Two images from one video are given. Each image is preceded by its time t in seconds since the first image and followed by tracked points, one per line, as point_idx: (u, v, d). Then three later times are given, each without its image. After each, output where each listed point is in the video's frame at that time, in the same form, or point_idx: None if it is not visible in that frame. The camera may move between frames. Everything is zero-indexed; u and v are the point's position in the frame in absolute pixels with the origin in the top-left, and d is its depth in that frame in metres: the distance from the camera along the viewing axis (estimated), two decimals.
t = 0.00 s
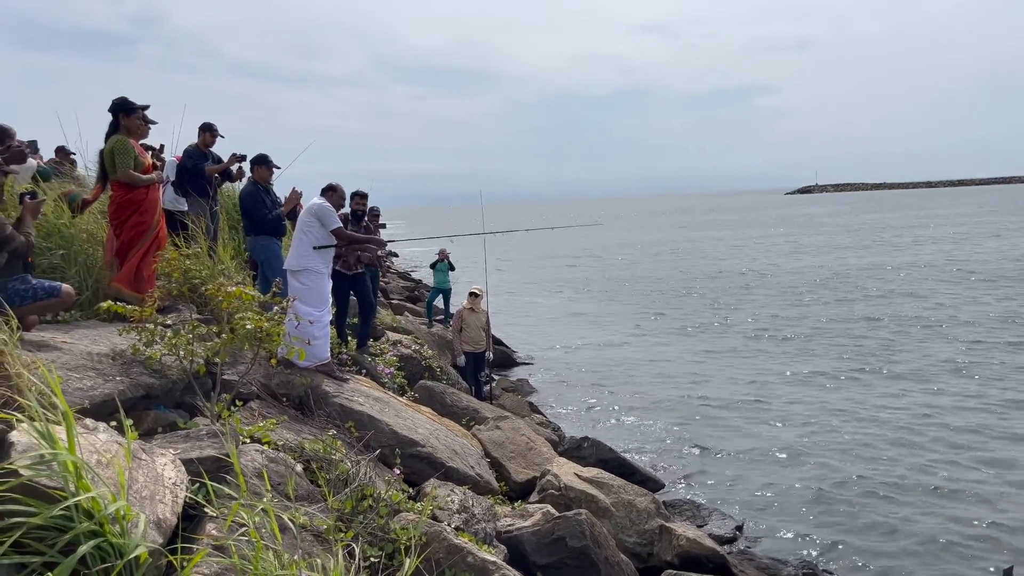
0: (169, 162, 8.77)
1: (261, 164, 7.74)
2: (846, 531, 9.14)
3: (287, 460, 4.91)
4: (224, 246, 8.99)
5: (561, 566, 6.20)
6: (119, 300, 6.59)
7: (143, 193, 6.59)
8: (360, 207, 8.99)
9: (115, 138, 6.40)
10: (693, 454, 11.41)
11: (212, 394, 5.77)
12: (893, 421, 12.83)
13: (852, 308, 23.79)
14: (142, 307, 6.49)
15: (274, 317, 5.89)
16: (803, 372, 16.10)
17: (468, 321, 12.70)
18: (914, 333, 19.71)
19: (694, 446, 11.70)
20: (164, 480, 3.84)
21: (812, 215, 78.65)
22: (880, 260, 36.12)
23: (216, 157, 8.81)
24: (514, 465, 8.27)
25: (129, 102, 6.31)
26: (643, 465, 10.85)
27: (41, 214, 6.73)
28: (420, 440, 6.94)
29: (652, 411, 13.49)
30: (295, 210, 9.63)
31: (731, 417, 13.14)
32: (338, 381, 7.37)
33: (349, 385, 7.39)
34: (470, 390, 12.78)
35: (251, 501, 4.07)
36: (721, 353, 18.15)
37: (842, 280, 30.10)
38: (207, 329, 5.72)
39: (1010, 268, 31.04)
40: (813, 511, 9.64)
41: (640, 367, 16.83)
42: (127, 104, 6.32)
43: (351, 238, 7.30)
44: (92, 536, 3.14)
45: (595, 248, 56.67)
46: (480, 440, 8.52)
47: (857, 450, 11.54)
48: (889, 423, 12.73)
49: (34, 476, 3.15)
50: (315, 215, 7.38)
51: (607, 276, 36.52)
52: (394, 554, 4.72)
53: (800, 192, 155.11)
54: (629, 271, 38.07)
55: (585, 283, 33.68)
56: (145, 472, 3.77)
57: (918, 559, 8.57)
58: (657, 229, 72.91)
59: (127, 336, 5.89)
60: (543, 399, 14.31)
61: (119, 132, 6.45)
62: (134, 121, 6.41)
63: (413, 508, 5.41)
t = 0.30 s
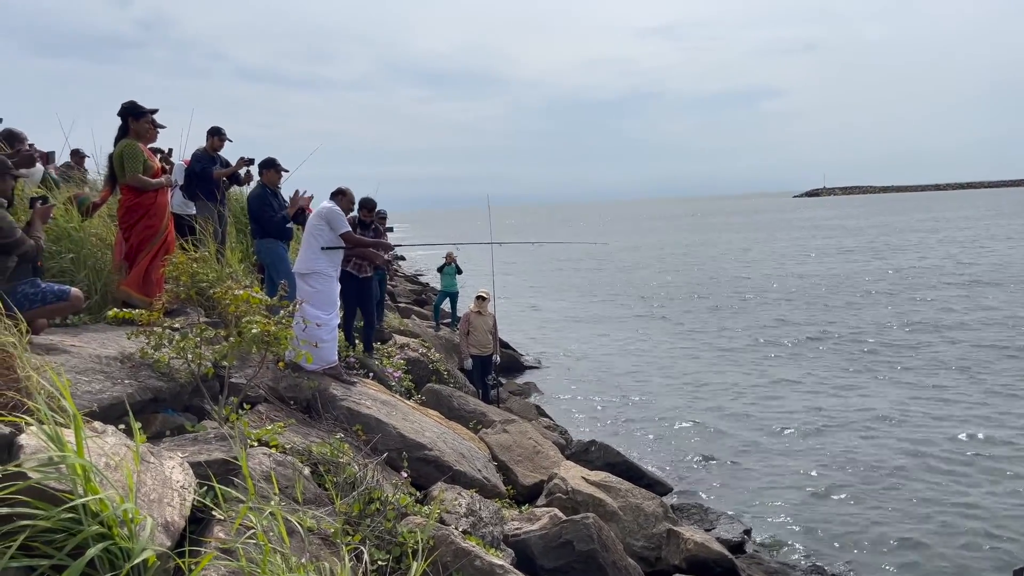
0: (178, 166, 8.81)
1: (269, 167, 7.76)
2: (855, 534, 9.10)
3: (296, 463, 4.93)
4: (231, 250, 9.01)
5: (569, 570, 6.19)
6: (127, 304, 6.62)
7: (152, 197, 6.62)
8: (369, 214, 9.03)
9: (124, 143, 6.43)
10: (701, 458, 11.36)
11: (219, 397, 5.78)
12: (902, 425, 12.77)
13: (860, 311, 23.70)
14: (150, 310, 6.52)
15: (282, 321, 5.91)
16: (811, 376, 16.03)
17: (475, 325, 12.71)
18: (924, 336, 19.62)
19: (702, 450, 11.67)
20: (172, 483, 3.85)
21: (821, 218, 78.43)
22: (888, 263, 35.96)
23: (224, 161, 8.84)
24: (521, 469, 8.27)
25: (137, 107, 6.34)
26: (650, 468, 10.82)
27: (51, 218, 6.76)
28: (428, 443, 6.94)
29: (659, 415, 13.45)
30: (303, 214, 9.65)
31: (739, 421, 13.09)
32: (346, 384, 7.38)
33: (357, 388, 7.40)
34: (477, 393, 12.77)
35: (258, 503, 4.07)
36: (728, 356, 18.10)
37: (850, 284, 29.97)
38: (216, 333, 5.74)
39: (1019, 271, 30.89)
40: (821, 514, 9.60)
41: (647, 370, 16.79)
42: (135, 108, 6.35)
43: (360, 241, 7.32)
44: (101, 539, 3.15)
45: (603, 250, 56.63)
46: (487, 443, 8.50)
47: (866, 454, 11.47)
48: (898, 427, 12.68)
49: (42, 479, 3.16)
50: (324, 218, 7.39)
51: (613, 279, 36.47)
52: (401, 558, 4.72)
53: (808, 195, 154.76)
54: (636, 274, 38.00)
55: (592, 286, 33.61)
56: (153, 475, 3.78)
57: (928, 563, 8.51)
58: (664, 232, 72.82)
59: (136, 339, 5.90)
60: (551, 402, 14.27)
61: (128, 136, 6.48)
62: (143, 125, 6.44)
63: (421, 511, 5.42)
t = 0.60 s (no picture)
0: (183, 168, 8.84)
1: (274, 171, 7.80)
2: (860, 537, 9.08)
3: (300, 466, 4.94)
4: (237, 252, 9.03)
5: (574, 572, 6.19)
6: (133, 306, 6.63)
7: (157, 200, 6.64)
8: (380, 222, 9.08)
9: (130, 146, 6.45)
10: (706, 461, 11.34)
11: (224, 400, 5.80)
12: (907, 427, 12.74)
13: (864, 314, 23.64)
14: (156, 313, 6.53)
15: (288, 324, 5.92)
16: (816, 378, 15.99)
17: (479, 327, 12.71)
18: (929, 338, 19.55)
19: (706, 453, 11.64)
20: (178, 485, 3.86)
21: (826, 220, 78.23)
22: (893, 266, 35.86)
23: (230, 164, 8.88)
24: (525, 471, 8.26)
25: (143, 110, 6.37)
26: (654, 471, 10.80)
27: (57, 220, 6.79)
28: (432, 445, 6.95)
29: (663, 417, 13.43)
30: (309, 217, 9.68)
31: (744, 423, 13.07)
32: (351, 386, 7.39)
33: (362, 390, 7.41)
34: (482, 395, 12.76)
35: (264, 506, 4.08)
36: (733, 359, 18.07)
37: (854, 286, 29.90)
38: (221, 335, 5.76)
39: None
40: (826, 517, 9.58)
41: (651, 373, 16.76)
42: (141, 111, 6.38)
43: (367, 245, 7.34)
44: (106, 541, 3.16)
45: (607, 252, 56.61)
46: (492, 446, 8.49)
47: (872, 457, 11.43)
48: (903, 429, 12.64)
49: (48, 481, 3.17)
50: (331, 221, 7.42)
51: (617, 281, 36.42)
52: (406, 560, 4.72)
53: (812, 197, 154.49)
54: (641, 276, 37.96)
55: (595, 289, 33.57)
56: (159, 478, 3.79)
57: (933, 565, 8.49)
58: (669, 234, 72.68)
59: (142, 342, 5.92)
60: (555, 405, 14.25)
61: (134, 139, 6.51)
62: (149, 128, 6.47)
63: (425, 514, 5.42)
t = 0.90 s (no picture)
0: (186, 171, 8.87)
1: (278, 174, 7.82)
2: (862, 540, 9.07)
3: (303, 469, 4.96)
4: (239, 254, 9.06)
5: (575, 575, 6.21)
6: (136, 308, 6.65)
7: (161, 203, 6.67)
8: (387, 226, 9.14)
9: (133, 149, 6.48)
10: (707, 464, 11.34)
11: (227, 402, 5.82)
12: (909, 430, 12.73)
13: (866, 316, 23.62)
14: (159, 316, 6.55)
15: (290, 326, 5.94)
16: (817, 381, 15.98)
17: (481, 329, 12.72)
18: (932, 341, 19.54)
19: (708, 456, 11.63)
20: (180, 489, 3.88)
21: (829, 222, 78.23)
22: (894, 269, 35.80)
23: (232, 167, 8.91)
24: (527, 474, 8.28)
25: (146, 113, 6.40)
26: (656, 474, 10.80)
27: (61, 223, 6.82)
28: (434, 448, 6.97)
29: (665, 420, 13.43)
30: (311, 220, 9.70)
31: (745, 426, 13.07)
32: (353, 389, 7.40)
33: (363, 393, 7.42)
34: (483, 398, 12.78)
35: (266, 509, 4.10)
36: (734, 361, 18.06)
37: (857, 288, 29.88)
38: (224, 338, 5.78)
39: None
40: (828, 520, 9.57)
41: (652, 375, 16.76)
42: (144, 115, 6.41)
43: (370, 248, 7.36)
44: (110, 544, 3.17)
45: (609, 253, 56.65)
46: (494, 448, 8.50)
47: (873, 460, 11.43)
48: (904, 432, 12.64)
49: (52, 484, 3.18)
50: (334, 224, 7.44)
51: (619, 283, 36.39)
52: (407, 563, 4.74)
53: (815, 199, 154.37)
54: (643, 278, 37.98)
55: (597, 291, 33.56)
56: (162, 481, 3.81)
57: (935, 568, 8.49)
58: (670, 237, 72.62)
59: (145, 345, 5.94)
60: (557, 407, 14.26)
61: (137, 142, 6.54)
62: (152, 132, 6.50)
63: (427, 517, 5.44)
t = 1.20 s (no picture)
0: (189, 175, 8.90)
1: (282, 178, 7.84)
2: (865, 544, 9.07)
3: (305, 473, 4.97)
4: (242, 258, 9.09)
5: None
6: (140, 313, 6.68)
7: (164, 207, 6.70)
8: (388, 228, 9.17)
9: (137, 154, 6.51)
10: (710, 467, 11.33)
11: (229, 407, 5.84)
12: (912, 434, 12.72)
13: (869, 320, 23.58)
14: (162, 320, 6.58)
15: (293, 331, 5.96)
16: (820, 385, 15.95)
17: (484, 332, 12.74)
18: (936, 345, 19.48)
19: (711, 459, 11.63)
20: (183, 494, 3.89)
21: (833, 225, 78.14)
22: (898, 272, 35.72)
23: (235, 171, 8.94)
24: (529, 478, 8.28)
25: (150, 118, 6.43)
26: (658, 477, 10.79)
27: (65, 227, 6.85)
28: (436, 452, 6.98)
29: (668, 423, 13.42)
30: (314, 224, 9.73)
31: (748, 429, 13.05)
32: (355, 393, 7.42)
33: (366, 397, 7.44)
34: (486, 401, 12.78)
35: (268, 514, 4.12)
36: (737, 364, 18.04)
37: (860, 291, 29.85)
38: (227, 342, 5.80)
39: None
40: (830, 524, 9.56)
41: (655, 378, 16.75)
42: (148, 120, 6.44)
43: (374, 252, 7.39)
44: (113, 549, 3.18)
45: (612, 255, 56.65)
46: (496, 452, 8.51)
47: (876, 464, 11.42)
48: (907, 436, 12.62)
49: (56, 490, 3.20)
50: (337, 228, 7.46)
51: (621, 286, 36.35)
52: (409, 568, 4.75)
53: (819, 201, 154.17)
54: (646, 281, 37.99)
55: (600, 294, 33.53)
56: (165, 486, 3.82)
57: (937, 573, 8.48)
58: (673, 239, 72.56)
59: (148, 349, 5.96)
60: (559, 410, 14.26)
61: (140, 147, 6.57)
62: (155, 137, 6.53)
63: (429, 521, 5.45)
